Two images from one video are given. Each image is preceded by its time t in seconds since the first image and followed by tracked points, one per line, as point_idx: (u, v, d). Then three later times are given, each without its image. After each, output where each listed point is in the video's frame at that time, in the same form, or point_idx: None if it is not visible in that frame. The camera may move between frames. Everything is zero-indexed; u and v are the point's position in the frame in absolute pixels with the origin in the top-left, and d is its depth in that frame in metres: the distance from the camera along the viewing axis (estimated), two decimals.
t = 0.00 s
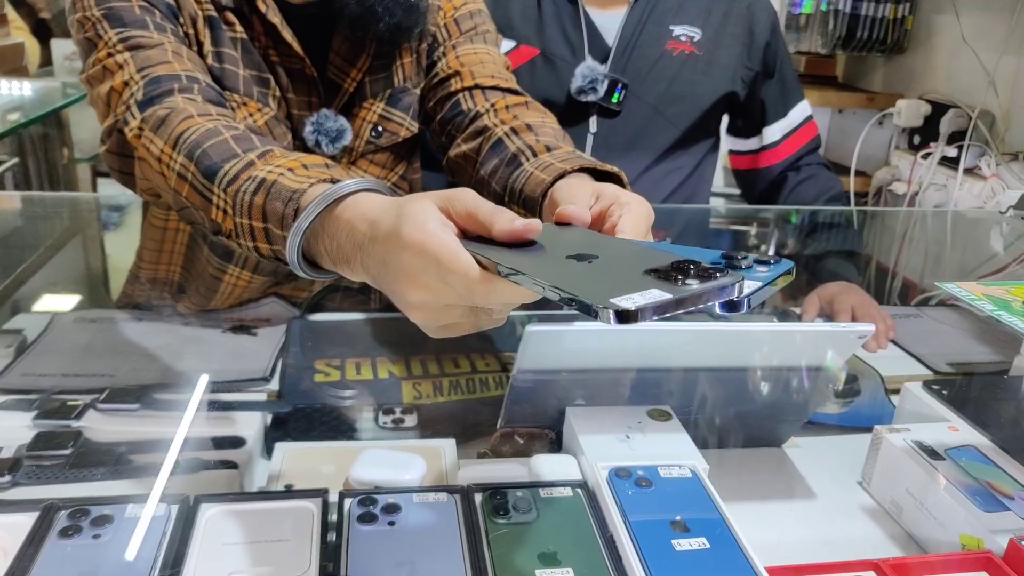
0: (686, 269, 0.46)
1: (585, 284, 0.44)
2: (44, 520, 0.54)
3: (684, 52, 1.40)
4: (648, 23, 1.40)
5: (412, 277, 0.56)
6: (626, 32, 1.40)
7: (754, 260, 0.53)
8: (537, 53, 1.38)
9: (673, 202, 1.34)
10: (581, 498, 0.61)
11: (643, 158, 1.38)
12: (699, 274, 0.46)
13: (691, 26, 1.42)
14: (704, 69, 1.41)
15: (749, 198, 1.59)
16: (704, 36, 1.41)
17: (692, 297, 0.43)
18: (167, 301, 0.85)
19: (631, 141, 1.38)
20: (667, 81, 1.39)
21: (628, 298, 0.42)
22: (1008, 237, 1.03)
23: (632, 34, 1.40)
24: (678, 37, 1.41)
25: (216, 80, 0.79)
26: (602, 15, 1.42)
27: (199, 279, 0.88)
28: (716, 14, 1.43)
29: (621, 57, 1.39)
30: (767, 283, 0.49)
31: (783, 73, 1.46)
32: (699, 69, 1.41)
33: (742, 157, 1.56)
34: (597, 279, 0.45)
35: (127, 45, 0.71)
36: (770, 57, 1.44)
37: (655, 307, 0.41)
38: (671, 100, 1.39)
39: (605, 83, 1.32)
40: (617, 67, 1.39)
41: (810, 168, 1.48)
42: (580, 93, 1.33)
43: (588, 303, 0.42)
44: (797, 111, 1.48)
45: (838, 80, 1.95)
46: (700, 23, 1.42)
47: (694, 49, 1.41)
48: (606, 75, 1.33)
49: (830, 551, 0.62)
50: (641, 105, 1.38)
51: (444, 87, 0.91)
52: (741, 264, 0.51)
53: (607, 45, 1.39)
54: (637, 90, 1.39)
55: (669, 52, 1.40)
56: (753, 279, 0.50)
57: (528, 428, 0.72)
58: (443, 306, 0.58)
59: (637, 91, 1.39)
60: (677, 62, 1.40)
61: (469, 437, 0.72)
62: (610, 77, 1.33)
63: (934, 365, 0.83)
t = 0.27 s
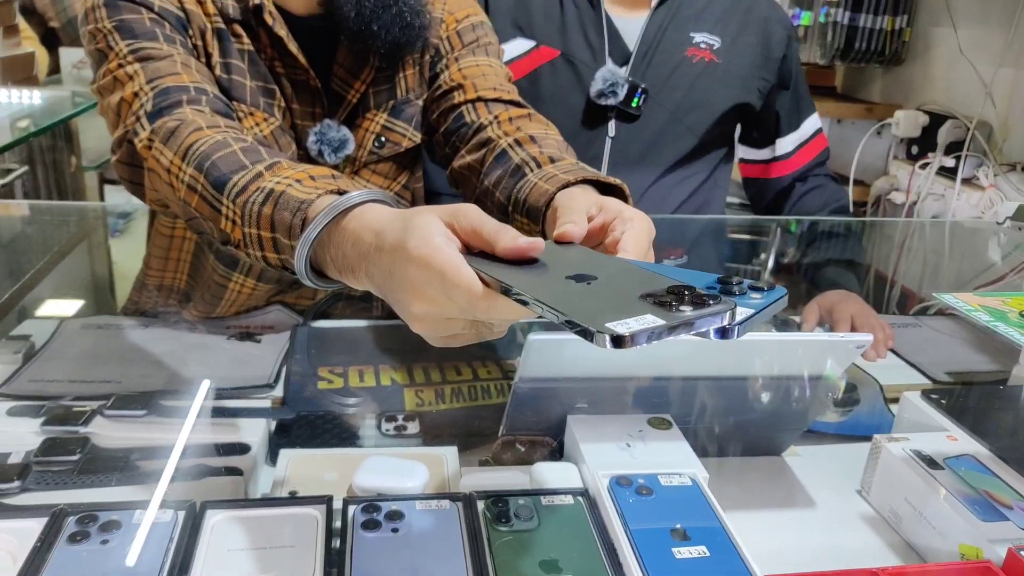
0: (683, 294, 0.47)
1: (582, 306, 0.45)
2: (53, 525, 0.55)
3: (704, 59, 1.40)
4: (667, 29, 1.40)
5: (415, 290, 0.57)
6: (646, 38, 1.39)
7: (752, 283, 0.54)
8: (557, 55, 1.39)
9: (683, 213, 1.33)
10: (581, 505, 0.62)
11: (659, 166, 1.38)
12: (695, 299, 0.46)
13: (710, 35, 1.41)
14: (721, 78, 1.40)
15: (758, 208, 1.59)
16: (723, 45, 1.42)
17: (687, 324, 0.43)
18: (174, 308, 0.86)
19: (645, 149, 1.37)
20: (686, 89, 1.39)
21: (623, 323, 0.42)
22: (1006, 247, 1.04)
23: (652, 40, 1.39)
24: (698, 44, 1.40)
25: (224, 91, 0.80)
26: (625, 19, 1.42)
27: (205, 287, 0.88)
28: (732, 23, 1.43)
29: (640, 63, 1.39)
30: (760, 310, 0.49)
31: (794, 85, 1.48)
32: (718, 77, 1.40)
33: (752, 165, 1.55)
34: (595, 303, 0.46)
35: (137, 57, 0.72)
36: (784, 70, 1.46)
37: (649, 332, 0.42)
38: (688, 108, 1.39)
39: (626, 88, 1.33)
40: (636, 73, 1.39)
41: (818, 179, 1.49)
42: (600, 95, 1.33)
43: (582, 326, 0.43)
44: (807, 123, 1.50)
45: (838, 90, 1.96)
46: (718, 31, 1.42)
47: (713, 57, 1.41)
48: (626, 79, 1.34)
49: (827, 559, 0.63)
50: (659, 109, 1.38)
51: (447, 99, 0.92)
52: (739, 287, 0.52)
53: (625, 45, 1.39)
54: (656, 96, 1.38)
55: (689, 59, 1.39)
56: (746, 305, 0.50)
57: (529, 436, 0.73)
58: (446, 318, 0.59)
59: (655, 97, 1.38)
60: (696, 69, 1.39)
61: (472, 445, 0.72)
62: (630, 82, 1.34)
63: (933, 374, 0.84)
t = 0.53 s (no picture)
0: (688, 286, 0.48)
1: (589, 298, 0.46)
2: (61, 533, 0.55)
3: (724, 72, 1.38)
4: (689, 41, 1.38)
5: (420, 297, 0.57)
6: (667, 47, 1.37)
7: (755, 282, 0.55)
8: (577, 60, 1.37)
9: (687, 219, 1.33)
10: (585, 513, 0.62)
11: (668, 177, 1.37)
12: (701, 290, 0.47)
13: (732, 47, 1.39)
14: (742, 91, 1.39)
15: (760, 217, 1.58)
16: (745, 58, 1.40)
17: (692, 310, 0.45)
18: (179, 317, 0.86)
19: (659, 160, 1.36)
20: (706, 101, 1.37)
21: (630, 310, 0.43)
22: (1009, 253, 1.04)
23: (673, 50, 1.37)
24: (720, 56, 1.38)
25: (228, 102, 0.81)
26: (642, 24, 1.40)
27: (210, 295, 0.89)
28: (755, 38, 1.41)
29: (659, 74, 1.37)
30: (765, 301, 0.51)
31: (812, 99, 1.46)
32: (739, 89, 1.39)
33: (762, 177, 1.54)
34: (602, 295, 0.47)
35: (142, 69, 0.73)
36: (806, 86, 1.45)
37: (656, 318, 0.43)
38: (707, 119, 1.37)
39: (644, 97, 1.31)
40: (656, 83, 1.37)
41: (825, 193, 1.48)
42: (618, 104, 1.32)
43: (590, 314, 0.44)
44: (822, 140, 1.49)
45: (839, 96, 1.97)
46: (741, 45, 1.40)
47: (734, 70, 1.39)
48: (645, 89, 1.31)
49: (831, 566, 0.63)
50: (677, 120, 1.36)
51: (448, 108, 0.93)
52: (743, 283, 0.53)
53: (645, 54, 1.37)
54: (677, 108, 1.36)
55: (710, 71, 1.37)
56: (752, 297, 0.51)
57: (534, 443, 0.73)
58: (450, 323, 0.60)
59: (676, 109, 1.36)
60: (717, 80, 1.37)
61: (475, 452, 0.73)
62: (649, 91, 1.31)
63: (938, 380, 0.84)
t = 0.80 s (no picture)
0: (697, 303, 0.48)
1: (598, 313, 0.47)
2: (79, 541, 0.56)
3: (740, 87, 1.37)
4: (706, 55, 1.38)
5: (433, 306, 0.58)
6: (682, 62, 1.37)
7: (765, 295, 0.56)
8: (594, 67, 1.40)
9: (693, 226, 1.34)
10: (596, 519, 0.63)
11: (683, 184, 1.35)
12: (709, 308, 0.48)
13: (750, 63, 1.39)
14: (760, 108, 1.37)
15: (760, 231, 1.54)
16: (764, 75, 1.38)
17: (700, 329, 0.45)
18: (192, 328, 0.88)
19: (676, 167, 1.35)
20: (721, 115, 1.36)
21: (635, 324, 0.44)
22: (1017, 258, 1.06)
23: (688, 63, 1.37)
24: (736, 71, 1.38)
25: (240, 115, 0.82)
26: (661, 36, 1.42)
27: (222, 306, 0.89)
28: (777, 53, 1.40)
29: (673, 86, 1.37)
30: (771, 316, 0.51)
31: (829, 115, 1.43)
32: (756, 107, 1.37)
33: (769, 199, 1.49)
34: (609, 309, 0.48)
35: (156, 83, 0.74)
36: (824, 100, 1.42)
37: (662, 337, 0.43)
38: (720, 132, 1.36)
39: (654, 107, 1.33)
40: (669, 94, 1.37)
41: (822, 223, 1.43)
42: (628, 113, 1.34)
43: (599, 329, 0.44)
44: (828, 167, 1.44)
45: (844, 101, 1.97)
46: (760, 61, 1.39)
47: (751, 86, 1.37)
48: (655, 99, 1.34)
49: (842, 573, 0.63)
50: (690, 134, 1.35)
51: (455, 118, 0.93)
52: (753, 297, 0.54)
53: (661, 64, 1.38)
54: (692, 122, 1.36)
55: (725, 85, 1.37)
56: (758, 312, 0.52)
57: (544, 450, 0.74)
58: (461, 334, 0.61)
59: (689, 122, 1.35)
60: (732, 96, 1.37)
61: (486, 459, 0.73)
62: (660, 102, 1.34)
63: (947, 386, 0.84)
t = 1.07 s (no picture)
0: (700, 294, 0.50)
1: (602, 307, 0.48)
2: (88, 543, 0.56)
3: (766, 109, 1.34)
4: (732, 76, 1.36)
5: (447, 314, 0.59)
6: (706, 83, 1.36)
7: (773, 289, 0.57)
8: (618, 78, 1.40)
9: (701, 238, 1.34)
10: (604, 530, 0.62)
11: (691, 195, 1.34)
12: (712, 297, 0.50)
13: (778, 85, 1.35)
14: (784, 130, 1.33)
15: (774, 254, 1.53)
16: (792, 97, 1.35)
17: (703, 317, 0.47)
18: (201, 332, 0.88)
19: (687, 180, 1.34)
20: (741, 136, 1.34)
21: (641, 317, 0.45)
22: None
23: (712, 84, 1.36)
24: (762, 93, 1.35)
25: (255, 120, 0.85)
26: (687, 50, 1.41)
27: (232, 311, 0.91)
28: (809, 75, 1.36)
29: (695, 104, 1.36)
30: (780, 306, 0.53)
31: (861, 139, 1.36)
32: (779, 129, 1.34)
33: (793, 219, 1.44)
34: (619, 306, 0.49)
35: (173, 88, 0.76)
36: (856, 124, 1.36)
37: (666, 324, 0.45)
38: (738, 154, 1.34)
39: (673, 125, 1.33)
40: (690, 113, 1.36)
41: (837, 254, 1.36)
42: (646, 128, 1.34)
43: (603, 321, 0.46)
44: (849, 197, 1.37)
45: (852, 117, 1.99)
46: (790, 82, 1.35)
47: (778, 108, 1.34)
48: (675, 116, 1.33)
49: None
50: (707, 154, 1.34)
51: (467, 127, 0.94)
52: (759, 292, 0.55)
53: (687, 83, 1.37)
54: (708, 140, 1.34)
55: (748, 106, 1.34)
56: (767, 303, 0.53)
57: (552, 461, 0.74)
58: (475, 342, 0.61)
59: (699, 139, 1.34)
60: (756, 118, 1.34)
61: (494, 468, 0.73)
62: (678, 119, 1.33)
63: (955, 402, 0.84)
